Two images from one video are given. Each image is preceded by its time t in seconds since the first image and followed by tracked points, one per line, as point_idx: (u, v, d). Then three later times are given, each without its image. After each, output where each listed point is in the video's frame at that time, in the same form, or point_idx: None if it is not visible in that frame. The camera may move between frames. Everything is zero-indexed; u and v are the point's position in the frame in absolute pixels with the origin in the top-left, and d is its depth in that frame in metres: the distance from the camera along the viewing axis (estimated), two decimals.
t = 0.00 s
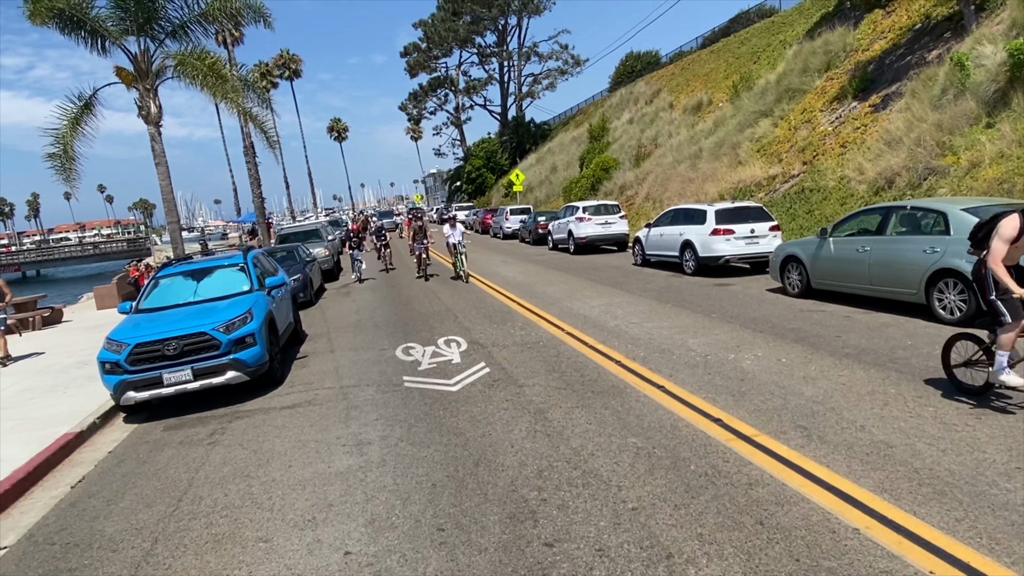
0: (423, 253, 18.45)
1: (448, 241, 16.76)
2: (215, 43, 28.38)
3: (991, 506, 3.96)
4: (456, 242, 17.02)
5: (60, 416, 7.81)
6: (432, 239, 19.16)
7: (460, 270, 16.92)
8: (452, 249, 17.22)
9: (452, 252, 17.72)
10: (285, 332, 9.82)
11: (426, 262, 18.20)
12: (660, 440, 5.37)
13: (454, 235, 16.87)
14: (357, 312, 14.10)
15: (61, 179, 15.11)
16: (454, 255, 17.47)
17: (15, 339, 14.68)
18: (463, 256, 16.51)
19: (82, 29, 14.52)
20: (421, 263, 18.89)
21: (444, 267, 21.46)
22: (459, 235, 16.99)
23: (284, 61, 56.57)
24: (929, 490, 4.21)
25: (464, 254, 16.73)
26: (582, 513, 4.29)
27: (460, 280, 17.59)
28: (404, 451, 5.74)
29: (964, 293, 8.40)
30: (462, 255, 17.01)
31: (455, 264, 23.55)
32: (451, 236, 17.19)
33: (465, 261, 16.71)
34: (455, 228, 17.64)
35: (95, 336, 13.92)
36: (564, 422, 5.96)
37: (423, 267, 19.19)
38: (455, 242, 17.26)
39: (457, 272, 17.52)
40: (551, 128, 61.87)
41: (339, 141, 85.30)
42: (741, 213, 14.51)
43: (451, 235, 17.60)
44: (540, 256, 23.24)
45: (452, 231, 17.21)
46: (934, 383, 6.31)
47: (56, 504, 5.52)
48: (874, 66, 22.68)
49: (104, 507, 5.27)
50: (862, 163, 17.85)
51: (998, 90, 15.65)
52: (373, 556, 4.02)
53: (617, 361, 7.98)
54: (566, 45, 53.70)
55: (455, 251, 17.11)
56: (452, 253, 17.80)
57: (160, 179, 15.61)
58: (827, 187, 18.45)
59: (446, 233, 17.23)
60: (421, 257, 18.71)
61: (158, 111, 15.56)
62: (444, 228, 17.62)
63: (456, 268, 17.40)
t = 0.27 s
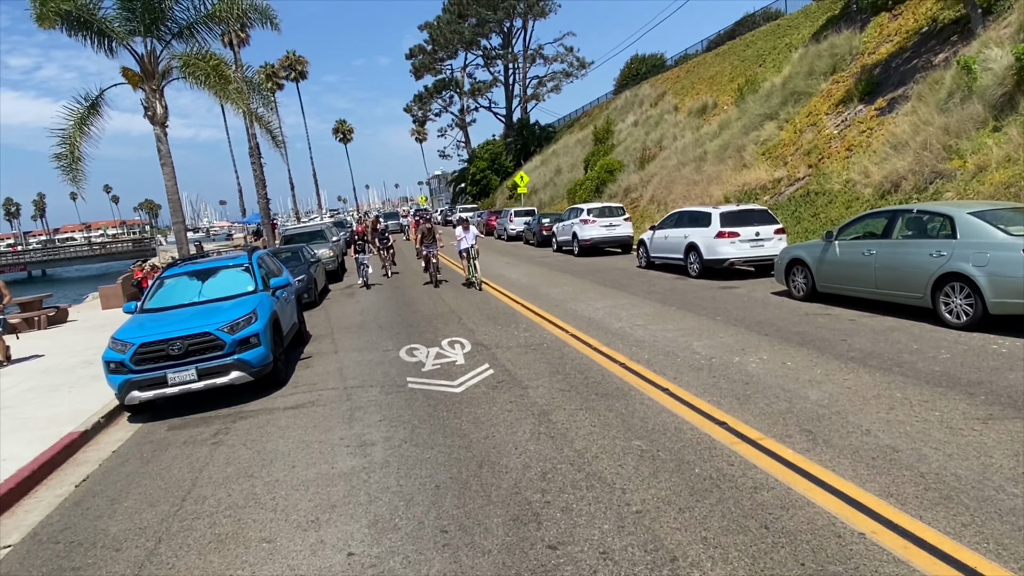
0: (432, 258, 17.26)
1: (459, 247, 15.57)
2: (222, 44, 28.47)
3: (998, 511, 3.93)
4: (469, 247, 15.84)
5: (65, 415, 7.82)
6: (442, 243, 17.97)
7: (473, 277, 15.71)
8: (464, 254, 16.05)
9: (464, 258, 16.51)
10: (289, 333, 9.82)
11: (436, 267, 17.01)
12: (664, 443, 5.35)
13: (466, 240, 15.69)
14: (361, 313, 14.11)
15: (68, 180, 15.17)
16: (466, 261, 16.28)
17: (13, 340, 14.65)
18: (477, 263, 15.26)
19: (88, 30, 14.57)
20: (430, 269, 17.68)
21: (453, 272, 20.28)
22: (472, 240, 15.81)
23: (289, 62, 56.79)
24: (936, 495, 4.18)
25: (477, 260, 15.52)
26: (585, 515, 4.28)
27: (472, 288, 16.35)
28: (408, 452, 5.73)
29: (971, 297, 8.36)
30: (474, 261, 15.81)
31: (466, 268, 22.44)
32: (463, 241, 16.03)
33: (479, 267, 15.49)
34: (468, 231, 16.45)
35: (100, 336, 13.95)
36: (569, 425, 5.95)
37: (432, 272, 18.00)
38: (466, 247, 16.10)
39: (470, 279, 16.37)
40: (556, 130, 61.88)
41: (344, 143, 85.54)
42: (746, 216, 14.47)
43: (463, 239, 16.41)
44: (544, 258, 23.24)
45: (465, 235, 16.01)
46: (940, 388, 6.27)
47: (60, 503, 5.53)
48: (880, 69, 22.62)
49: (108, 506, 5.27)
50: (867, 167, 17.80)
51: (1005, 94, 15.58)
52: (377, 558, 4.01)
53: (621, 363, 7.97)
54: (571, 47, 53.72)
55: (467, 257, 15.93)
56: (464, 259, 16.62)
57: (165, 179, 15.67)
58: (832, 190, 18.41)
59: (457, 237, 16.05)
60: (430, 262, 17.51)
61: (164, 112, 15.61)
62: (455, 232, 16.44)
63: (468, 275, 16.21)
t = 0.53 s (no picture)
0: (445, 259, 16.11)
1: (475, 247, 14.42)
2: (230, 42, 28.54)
3: (1008, 515, 3.90)
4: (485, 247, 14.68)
5: (72, 410, 7.85)
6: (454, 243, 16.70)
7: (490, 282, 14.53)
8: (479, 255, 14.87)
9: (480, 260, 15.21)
10: (295, 329, 9.85)
11: (449, 269, 15.85)
12: (670, 443, 5.33)
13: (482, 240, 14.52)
14: (367, 310, 14.12)
15: (75, 176, 15.23)
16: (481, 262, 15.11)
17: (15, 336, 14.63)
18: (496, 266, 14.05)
19: (97, 27, 14.62)
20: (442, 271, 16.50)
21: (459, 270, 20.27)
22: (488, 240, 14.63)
23: (298, 60, 57.00)
24: (947, 499, 4.13)
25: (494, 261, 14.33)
26: (591, 515, 4.26)
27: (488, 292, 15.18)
28: (413, 450, 5.72)
29: (980, 298, 8.31)
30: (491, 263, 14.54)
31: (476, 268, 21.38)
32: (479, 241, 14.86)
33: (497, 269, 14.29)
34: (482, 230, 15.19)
35: (108, 331, 14.00)
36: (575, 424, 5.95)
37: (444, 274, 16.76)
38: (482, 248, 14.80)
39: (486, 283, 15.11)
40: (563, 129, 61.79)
41: (351, 141, 85.69)
42: (754, 217, 14.41)
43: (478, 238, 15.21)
44: (550, 257, 23.20)
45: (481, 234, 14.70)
46: (949, 390, 6.22)
47: (66, 497, 5.55)
48: (890, 70, 22.50)
49: (114, 502, 5.29)
50: (876, 167, 17.70)
51: (1016, 95, 15.46)
52: (381, 555, 4.00)
53: (626, 363, 7.95)
54: (579, 47, 53.65)
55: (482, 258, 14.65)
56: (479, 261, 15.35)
57: (173, 176, 15.71)
58: (840, 191, 18.32)
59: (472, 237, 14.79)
60: (442, 263, 16.34)
61: (172, 108, 15.66)
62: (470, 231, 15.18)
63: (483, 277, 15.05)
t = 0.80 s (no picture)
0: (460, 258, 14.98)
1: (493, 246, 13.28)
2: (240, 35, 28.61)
3: (1016, 517, 3.87)
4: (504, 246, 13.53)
5: (81, 401, 7.91)
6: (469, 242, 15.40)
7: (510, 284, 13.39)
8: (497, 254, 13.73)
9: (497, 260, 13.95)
10: (303, 323, 9.88)
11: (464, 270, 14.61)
12: (676, 441, 5.32)
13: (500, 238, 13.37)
14: (375, 305, 14.15)
15: (86, 168, 15.32)
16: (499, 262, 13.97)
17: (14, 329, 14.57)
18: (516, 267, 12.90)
19: (108, 19, 14.67)
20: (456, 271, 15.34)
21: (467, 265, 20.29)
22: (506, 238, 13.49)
23: (307, 54, 57.11)
24: (954, 500, 4.11)
25: (514, 261, 13.17)
26: (596, 512, 4.27)
27: (507, 294, 14.05)
28: (420, 445, 5.74)
29: (990, 299, 8.25)
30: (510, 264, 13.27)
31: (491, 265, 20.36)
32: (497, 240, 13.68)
33: (517, 270, 13.13)
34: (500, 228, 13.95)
35: (117, 323, 14.09)
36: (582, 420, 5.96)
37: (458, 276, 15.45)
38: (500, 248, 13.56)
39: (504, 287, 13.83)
40: (572, 125, 61.64)
41: (359, 135, 85.77)
42: (762, 214, 14.34)
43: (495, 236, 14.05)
44: (558, 253, 23.18)
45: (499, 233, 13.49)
46: (957, 391, 6.19)
47: (75, 487, 5.59)
48: (902, 68, 22.32)
49: (123, 492, 5.33)
50: (887, 166, 17.59)
51: None
52: (387, 549, 4.02)
53: (633, 360, 7.94)
54: (589, 42, 53.49)
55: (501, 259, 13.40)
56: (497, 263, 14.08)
57: (183, 169, 15.77)
58: (850, 189, 18.21)
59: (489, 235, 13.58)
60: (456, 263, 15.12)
61: (182, 102, 15.71)
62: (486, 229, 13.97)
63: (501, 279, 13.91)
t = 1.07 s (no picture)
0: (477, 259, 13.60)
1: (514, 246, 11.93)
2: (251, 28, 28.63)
3: None
4: (526, 246, 12.19)
5: (93, 390, 7.97)
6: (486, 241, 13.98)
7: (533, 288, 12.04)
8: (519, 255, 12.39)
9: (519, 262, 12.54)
10: (312, 316, 9.92)
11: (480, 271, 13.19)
12: (684, 438, 5.32)
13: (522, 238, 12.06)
14: (384, 298, 14.19)
15: (98, 160, 15.41)
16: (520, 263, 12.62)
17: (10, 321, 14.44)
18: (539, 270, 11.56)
19: (120, 11, 14.72)
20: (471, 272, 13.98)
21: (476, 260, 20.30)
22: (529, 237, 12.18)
23: (318, 47, 57.20)
24: (964, 500, 4.09)
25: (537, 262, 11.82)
26: (604, 507, 4.27)
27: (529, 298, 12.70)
28: (428, 438, 5.76)
29: (1003, 298, 8.18)
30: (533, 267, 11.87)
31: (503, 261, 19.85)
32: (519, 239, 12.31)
33: (540, 272, 11.77)
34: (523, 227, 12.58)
35: (128, 314, 14.17)
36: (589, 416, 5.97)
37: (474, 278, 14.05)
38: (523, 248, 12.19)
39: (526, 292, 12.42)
40: (582, 119, 61.45)
41: (369, 128, 85.82)
42: (774, 211, 14.25)
43: (516, 235, 12.70)
44: (567, 248, 23.15)
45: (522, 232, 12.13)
46: (968, 391, 6.15)
47: (86, 476, 5.65)
48: (916, 64, 22.11)
49: (134, 482, 5.38)
50: (900, 164, 17.43)
51: None
52: (395, 541, 4.05)
53: (642, 356, 7.93)
54: (600, 37, 53.27)
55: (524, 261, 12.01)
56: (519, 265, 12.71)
57: (194, 161, 15.85)
58: (862, 186, 18.08)
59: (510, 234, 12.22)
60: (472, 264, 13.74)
61: (194, 94, 15.77)
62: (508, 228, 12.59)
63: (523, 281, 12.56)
